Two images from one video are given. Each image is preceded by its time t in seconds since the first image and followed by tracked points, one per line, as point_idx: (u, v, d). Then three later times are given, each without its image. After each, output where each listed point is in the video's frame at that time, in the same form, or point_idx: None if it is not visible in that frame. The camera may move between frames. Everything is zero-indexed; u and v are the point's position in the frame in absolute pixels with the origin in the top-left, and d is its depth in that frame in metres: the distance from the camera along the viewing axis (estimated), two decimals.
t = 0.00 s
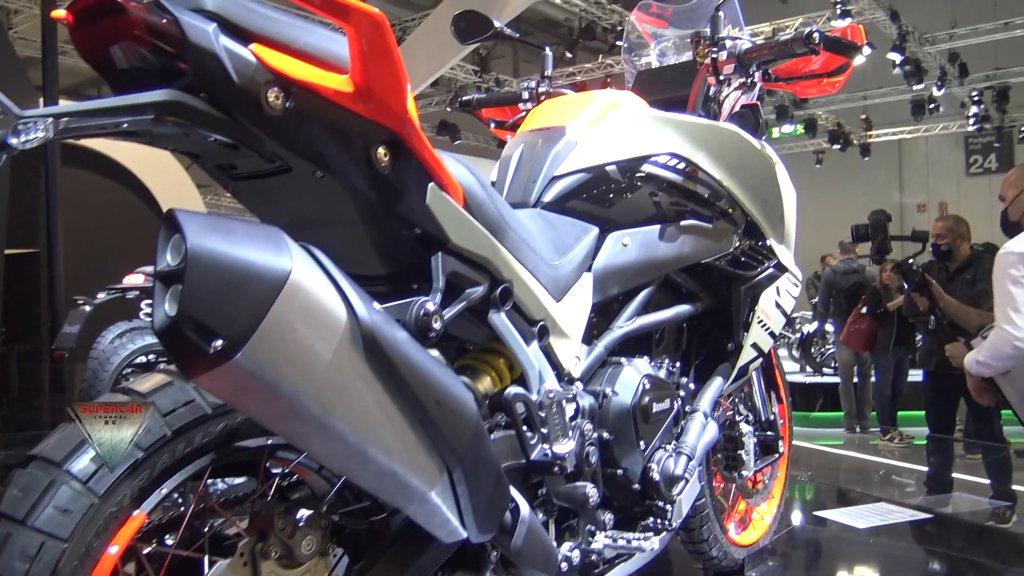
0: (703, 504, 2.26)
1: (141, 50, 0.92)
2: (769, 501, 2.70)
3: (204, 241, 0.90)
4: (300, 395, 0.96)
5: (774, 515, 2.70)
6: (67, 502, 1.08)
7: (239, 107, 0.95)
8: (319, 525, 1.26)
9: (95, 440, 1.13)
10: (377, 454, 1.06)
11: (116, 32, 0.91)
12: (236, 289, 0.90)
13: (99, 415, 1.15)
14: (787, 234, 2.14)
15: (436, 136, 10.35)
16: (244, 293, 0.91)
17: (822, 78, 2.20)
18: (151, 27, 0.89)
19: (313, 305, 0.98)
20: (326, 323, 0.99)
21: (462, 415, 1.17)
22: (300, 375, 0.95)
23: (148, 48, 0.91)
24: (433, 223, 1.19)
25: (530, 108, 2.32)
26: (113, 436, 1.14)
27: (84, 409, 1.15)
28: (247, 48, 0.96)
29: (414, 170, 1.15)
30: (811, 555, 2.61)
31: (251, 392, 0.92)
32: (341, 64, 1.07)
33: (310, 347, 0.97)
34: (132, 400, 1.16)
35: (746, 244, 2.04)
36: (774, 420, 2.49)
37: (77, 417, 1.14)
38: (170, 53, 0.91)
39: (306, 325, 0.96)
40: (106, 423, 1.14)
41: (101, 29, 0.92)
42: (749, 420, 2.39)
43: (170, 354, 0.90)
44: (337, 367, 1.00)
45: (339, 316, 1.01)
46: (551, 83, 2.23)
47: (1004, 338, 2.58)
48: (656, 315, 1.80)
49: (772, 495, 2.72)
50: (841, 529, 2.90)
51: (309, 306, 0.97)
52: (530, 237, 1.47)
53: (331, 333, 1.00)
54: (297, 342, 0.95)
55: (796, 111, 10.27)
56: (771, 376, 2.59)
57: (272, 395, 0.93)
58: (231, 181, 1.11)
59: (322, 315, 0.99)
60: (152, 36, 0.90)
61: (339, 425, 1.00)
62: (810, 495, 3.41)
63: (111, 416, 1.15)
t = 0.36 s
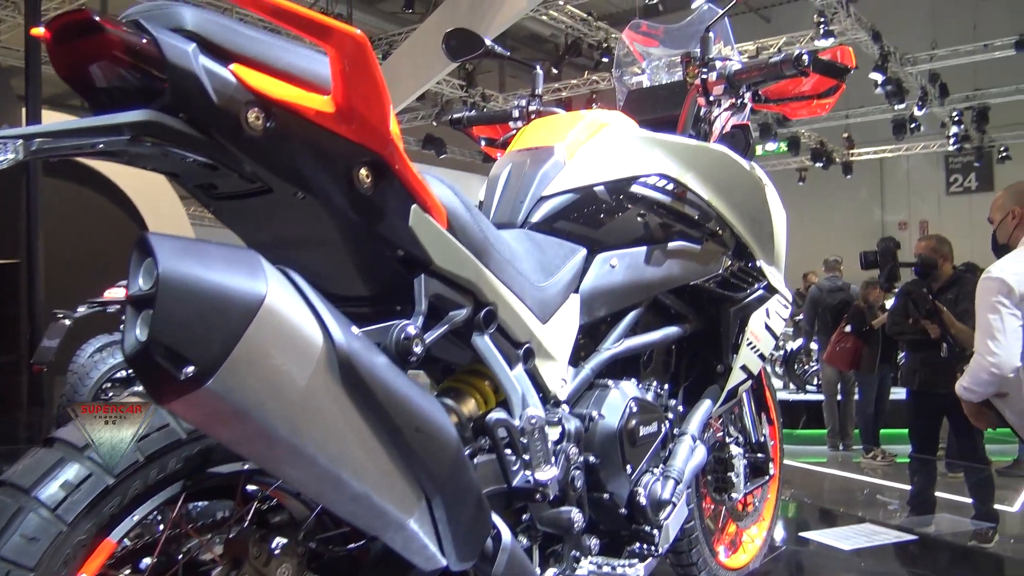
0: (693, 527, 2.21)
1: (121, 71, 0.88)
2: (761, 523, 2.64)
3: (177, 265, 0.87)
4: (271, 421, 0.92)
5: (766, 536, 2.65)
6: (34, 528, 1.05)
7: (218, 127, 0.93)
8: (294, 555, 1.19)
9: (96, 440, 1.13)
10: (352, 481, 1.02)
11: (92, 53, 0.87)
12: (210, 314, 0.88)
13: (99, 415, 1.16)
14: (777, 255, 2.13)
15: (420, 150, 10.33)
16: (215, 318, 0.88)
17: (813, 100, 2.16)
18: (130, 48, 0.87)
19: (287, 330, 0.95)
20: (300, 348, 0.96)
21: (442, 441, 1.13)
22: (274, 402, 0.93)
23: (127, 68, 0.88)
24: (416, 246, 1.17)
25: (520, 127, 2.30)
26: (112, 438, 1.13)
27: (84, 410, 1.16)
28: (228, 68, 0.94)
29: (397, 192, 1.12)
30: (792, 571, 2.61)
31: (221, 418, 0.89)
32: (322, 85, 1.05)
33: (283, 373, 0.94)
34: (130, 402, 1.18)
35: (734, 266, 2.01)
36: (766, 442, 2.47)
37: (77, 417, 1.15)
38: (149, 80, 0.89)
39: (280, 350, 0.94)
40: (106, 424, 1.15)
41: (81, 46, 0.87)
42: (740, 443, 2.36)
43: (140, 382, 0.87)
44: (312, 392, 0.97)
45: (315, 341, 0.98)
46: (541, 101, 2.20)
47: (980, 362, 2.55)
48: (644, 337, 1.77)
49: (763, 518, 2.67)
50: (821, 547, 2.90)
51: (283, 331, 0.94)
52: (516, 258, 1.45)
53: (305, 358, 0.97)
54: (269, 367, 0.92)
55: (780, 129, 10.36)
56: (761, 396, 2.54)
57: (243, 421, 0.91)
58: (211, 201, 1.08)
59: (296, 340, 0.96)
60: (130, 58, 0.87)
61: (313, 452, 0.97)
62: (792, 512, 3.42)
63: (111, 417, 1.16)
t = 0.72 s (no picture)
0: (681, 553, 2.08)
1: (95, 92, 0.85)
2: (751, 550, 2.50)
3: (144, 291, 0.83)
4: (239, 451, 0.89)
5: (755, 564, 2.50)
6: None
7: (193, 150, 0.90)
8: None
9: (98, 440, 0.85)
10: (324, 513, 0.98)
11: (64, 72, 0.83)
12: (177, 341, 0.84)
13: (100, 414, 0.85)
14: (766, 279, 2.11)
15: (406, 166, 10.34)
16: (181, 345, 0.85)
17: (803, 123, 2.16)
18: (104, 68, 0.83)
19: (256, 358, 0.91)
20: (270, 376, 0.93)
21: (417, 471, 1.09)
22: (242, 432, 0.89)
23: (101, 90, 0.85)
24: (397, 271, 1.13)
25: (510, 148, 2.29)
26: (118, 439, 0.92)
27: (84, 408, 0.85)
28: (204, 89, 0.91)
29: (379, 216, 1.09)
30: None
31: (187, 448, 0.86)
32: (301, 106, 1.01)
33: (253, 402, 0.90)
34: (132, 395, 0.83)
35: (723, 290, 2.00)
36: (756, 468, 2.40)
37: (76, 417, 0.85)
38: (122, 101, 0.86)
39: (249, 379, 0.90)
40: (106, 423, 0.85)
41: (53, 66, 0.84)
42: (729, 468, 2.29)
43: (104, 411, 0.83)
44: (281, 422, 0.93)
45: (285, 368, 0.95)
46: (531, 123, 2.20)
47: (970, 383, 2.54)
48: (630, 362, 1.74)
49: (753, 544, 2.53)
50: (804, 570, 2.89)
51: (251, 359, 0.91)
52: (500, 283, 1.42)
53: (274, 387, 0.93)
54: (237, 396, 0.89)
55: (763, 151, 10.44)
56: (752, 421, 2.50)
57: (208, 451, 0.87)
58: (190, 223, 1.04)
59: (266, 368, 0.92)
60: (103, 79, 0.84)
61: (283, 483, 0.93)
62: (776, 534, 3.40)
63: (110, 416, 0.84)
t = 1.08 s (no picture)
0: None
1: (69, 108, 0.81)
2: None
3: (111, 315, 0.80)
4: (207, 479, 0.85)
5: None
6: None
7: (169, 168, 0.87)
8: None
9: (95, 443, 0.78)
10: (297, 542, 0.94)
11: (36, 89, 0.81)
12: (142, 365, 0.80)
13: (99, 414, 0.78)
14: (756, 300, 2.09)
15: (392, 183, 10.34)
16: (149, 368, 0.81)
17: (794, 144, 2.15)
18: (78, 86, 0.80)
19: (226, 384, 0.88)
20: (240, 402, 0.89)
21: (394, 497, 1.05)
22: (211, 459, 0.85)
23: (74, 107, 0.82)
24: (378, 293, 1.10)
25: (500, 167, 2.27)
26: (109, 443, 0.79)
27: (82, 408, 0.77)
28: (181, 107, 0.88)
29: (360, 237, 1.06)
30: None
31: (152, 477, 0.82)
32: (280, 124, 0.98)
33: (221, 427, 0.87)
34: (131, 393, 0.80)
35: (715, 311, 1.98)
36: (748, 491, 2.36)
37: (73, 418, 0.77)
38: (96, 119, 0.83)
39: (218, 405, 0.87)
40: (105, 424, 0.79)
41: (25, 82, 0.81)
42: (719, 492, 2.25)
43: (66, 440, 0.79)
44: (251, 449, 0.89)
45: (257, 394, 0.91)
46: (522, 141, 2.17)
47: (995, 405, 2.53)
48: (619, 385, 1.71)
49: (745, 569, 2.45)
50: None
51: (221, 384, 0.87)
52: (486, 304, 1.39)
53: (245, 413, 0.89)
54: (205, 423, 0.85)
55: (747, 170, 10.52)
56: (744, 443, 2.44)
57: (175, 480, 0.83)
58: (168, 243, 1.00)
59: (237, 394, 0.89)
60: (75, 96, 0.81)
61: (252, 512, 0.89)
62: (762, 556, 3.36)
63: (112, 415, 0.79)
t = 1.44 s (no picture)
0: None
1: (50, 132, 0.79)
2: None
3: (85, 343, 0.77)
4: (181, 510, 0.82)
5: None
6: None
7: (152, 193, 0.84)
8: None
9: (95, 442, 0.76)
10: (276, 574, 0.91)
11: (16, 111, 0.77)
12: (118, 395, 0.78)
13: (99, 414, 0.76)
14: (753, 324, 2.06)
15: (381, 200, 10.31)
16: (124, 396, 0.78)
17: (789, 167, 2.20)
18: (58, 109, 0.78)
19: (202, 411, 0.85)
20: (218, 431, 0.86)
21: (377, 526, 1.02)
22: (187, 490, 0.82)
23: (59, 132, 0.79)
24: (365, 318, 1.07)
25: (494, 187, 2.25)
26: (112, 439, 0.77)
27: (82, 409, 0.75)
28: (165, 130, 0.86)
29: (347, 262, 1.04)
30: None
31: (125, 507, 0.79)
32: (265, 148, 0.96)
33: (198, 457, 0.83)
34: (135, 394, 0.79)
35: (710, 334, 1.96)
36: (745, 515, 2.34)
37: (73, 417, 0.75)
38: (79, 142, 0.80)
39: (194, 434, 0.83)
40: (105, 425, 0.76)
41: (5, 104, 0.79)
42: (714, 517, 2.22)
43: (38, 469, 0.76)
44: (227, 479, 0.86)
45: (235, 422, 0.88)
46: (517, 162, 2.16)
47: None
48: (611, 409, 1.69)
49: None
50: None
51: (198, 412, 0.84)
52: (476, 327, 1.37)
53: (222, 441, 0.86)
54: (180, 453, 0.82)
55: (735, 190, 10.56)
56: (740, 467, 2.41)
57: (148, 511, 0.80)
58: (152, 267, 0.98)
59: (213, 422, 0.85)
60: (58, 120, 0.78)
61: (229, 544, 0.86)
62: None
63: (112, 416, 0.77)
